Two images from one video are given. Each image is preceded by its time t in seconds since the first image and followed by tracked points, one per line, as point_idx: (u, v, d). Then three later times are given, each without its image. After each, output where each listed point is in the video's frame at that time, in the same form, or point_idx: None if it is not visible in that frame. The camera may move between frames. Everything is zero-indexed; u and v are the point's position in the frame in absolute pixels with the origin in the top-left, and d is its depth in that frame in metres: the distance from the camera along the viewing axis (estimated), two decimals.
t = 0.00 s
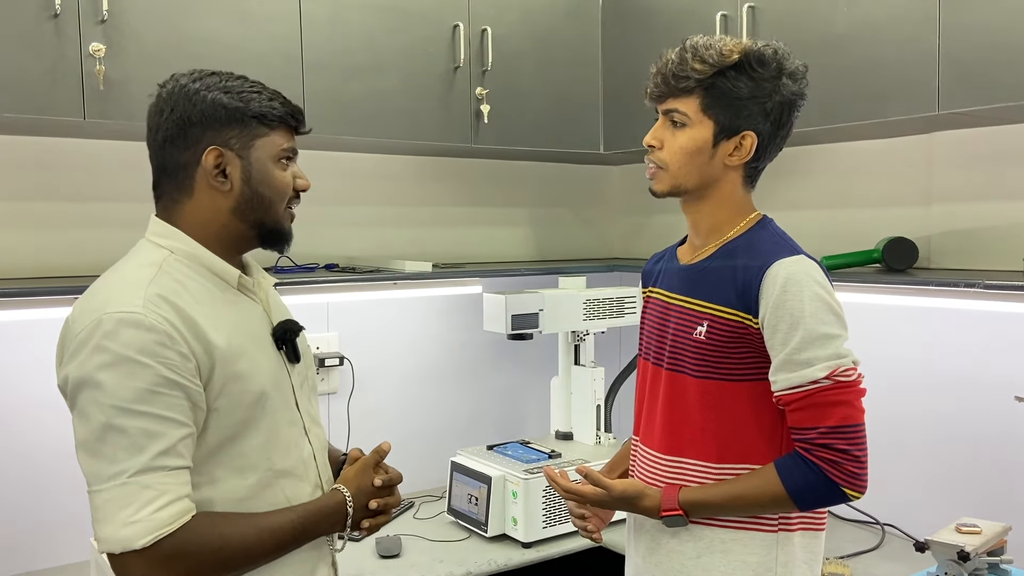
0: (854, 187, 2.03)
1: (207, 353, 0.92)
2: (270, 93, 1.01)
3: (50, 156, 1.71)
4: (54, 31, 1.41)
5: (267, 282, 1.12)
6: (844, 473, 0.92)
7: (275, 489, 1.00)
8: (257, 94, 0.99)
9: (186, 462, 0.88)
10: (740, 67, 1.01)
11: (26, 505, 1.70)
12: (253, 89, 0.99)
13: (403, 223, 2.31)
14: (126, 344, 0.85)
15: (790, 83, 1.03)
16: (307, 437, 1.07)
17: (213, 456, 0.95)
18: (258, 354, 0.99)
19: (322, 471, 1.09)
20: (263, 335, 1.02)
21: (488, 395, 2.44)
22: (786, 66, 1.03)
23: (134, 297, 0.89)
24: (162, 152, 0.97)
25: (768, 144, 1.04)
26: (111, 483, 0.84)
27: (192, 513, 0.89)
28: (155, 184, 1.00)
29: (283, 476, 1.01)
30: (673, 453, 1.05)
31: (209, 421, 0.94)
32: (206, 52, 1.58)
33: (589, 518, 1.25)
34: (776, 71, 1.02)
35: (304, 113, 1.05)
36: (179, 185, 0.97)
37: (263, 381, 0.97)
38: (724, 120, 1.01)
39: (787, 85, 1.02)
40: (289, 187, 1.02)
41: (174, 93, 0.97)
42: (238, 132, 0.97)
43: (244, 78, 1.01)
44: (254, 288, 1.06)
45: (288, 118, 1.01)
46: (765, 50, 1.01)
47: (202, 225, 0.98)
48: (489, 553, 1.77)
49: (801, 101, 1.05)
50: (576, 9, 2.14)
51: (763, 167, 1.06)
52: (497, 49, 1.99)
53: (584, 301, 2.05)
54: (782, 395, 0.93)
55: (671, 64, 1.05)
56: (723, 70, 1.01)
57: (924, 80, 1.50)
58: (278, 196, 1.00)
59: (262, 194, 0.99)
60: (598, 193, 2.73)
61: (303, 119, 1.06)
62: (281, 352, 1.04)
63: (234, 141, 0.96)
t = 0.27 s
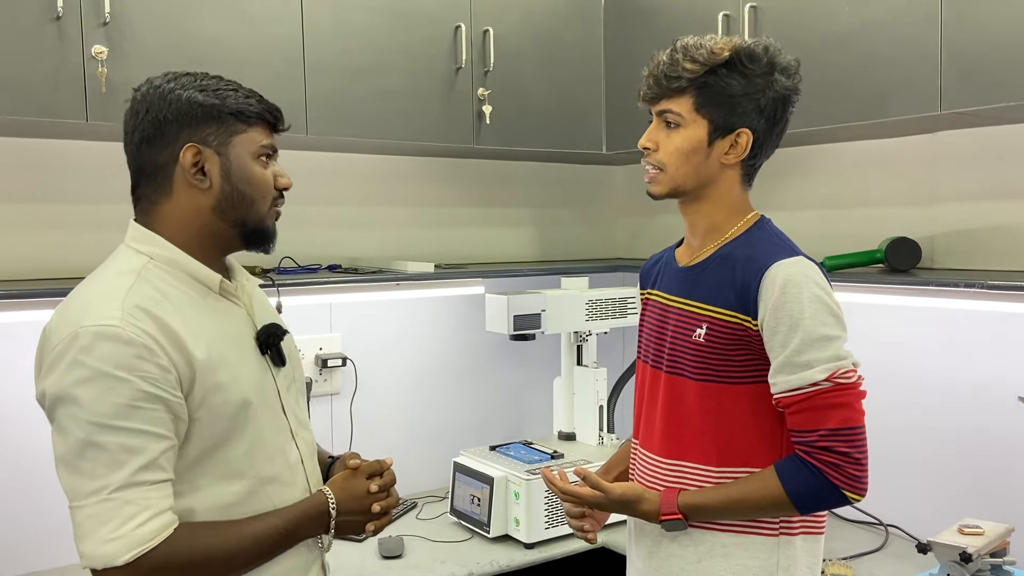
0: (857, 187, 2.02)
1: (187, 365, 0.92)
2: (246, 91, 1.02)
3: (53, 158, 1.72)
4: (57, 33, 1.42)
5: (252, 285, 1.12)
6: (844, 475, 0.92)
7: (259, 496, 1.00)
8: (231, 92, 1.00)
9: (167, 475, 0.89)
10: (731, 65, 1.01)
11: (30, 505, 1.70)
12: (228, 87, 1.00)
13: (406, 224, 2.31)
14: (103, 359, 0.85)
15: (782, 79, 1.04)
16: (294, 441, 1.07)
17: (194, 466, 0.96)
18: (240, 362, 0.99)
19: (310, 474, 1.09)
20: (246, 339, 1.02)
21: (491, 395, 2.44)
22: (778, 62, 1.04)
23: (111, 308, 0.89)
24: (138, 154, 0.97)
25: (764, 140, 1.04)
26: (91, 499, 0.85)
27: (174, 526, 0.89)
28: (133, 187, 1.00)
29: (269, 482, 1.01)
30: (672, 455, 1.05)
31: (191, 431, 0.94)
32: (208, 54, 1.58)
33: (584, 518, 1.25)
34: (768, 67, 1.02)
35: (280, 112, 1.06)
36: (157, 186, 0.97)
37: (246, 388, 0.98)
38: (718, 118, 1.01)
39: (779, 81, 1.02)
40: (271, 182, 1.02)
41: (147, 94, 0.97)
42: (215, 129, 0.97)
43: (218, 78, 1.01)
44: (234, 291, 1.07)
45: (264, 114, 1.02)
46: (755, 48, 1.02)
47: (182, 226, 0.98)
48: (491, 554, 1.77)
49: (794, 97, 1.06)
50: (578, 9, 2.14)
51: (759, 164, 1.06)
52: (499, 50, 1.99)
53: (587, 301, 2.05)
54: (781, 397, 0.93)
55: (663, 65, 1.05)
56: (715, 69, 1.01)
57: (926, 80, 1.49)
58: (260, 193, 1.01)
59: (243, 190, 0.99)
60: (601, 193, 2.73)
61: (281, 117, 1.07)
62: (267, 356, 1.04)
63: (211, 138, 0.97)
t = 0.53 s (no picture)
0: (860, 186, 2.02)
1: (169, 369, 0.93)
2: (210, 86, 1.00)
3: (54, 159, 1.72)
4: (58, 34, 1.42)
5: (235, 286, 1.13)
6: (845, 473, 0.91)
7: (239, 501, 1.01)
8: (196, 89, 0.98)
9: (142, 480, 0.89)
10: (728, 64, 1.02)
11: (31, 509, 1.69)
12: (191, 84, 0.98)
13: (408, 224, 2.31)
14: (82, 362, 0.86)
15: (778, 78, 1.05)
16: (278, 444, 1.08)
17: (176, 469, 0.96)
18: (224, 365, 0.99)
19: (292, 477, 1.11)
20: (230, 341, 1.03)
21: (494, 395, 2.44)
22: (773, 60, 1.04)
23: (93, 311, 0.89)
24: (107, 160, 0.97)
25: (760, 139, 1.05)
26: (65, 501, 0.85)
27: (148, 531, 0.90)
28: (106, 191, 1.00)
29: (252, 485, 1.02)
30: (671, 455, 1.05)
31: (173, 433, 0.95)
32: (208, 54, 1.58)
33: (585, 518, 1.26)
34: (764, 66, 1.03)
35: (248, 102, 1.04)
36: (129, 194, 0.97)
37: (229, 391, 0.98)
38: (716, 116, 1.01)
39: (775, 79, 1.03)
40: (242, 180, 1.02)
41: (110, 99, 0.96)
42: (181, 131, 0.97)
43: (181, 73, 1.00)
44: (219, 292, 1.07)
45: (232, 108, 1.01)
46: (751, 46, 1.02)
47: (156, 233, 0.99)
48: (494, 553, 1.77)
49: (789, 95, 1.06)
50: (581, 8, 2.14)
51: (755, 163, 1.07)
52: (501, 49, 1.99)
53: (589, 301, 2.04)
54: (780, 396, 0.93)
55: (658, 65, 1.05)
56: (712, 67, 1.01)
57: (928, 78, 1.49)
58: (233, 193, 1.01)
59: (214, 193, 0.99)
60: (604, 193, 2.73)
61: (250, 106, 1.05)
62: (252, 357, 1.06)
63: (178, 143, 0.96)
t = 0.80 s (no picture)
0: (862, 185, 2.01)
1: (180, 371, 0.94)
2: (202, 94, 0.99)
3: (58, 161, 1.73)
4: (61, 37, 1.43)
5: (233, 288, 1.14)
6: (846, 472, 0.91)
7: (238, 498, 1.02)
8: (187, 99, 0.97)
9: (154, 481, 0.90)
10: (719, 65, 1.02)
11: (36, 509, 1.70)
12: (181, 93, 0.97)
13: (411, 224, 2.32)
14: (100, 365, 0.86)
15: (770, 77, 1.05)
16: (268, 444, 1.09)
17: (183, 469, 0.97)
18: (230, 367, 1.01)
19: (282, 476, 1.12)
20: (231, 342, 1.04)
21: (496, 395, 2.44)
22: (765, 60, 1.05)
23: (108, 314, 0.90)
24: (101, 168, 0.99)
25: (753, 138, 1.05)
26: (78, 502, 0.85)
27: (157, 531, 0.91)
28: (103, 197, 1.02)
29: (250, 484, 1.03)
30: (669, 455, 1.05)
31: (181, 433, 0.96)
32: (210, 57, 1.59)
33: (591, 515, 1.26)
34: (756, 66, 1.03)
35: (242, 108, 1.03)
36: (122, 202, 0.99)
37: (235, 394, 1.00)
38: (707, 118, 1.02)
39: (767, 79, 1.03)
40: (233, 190, 1.01)
41: (102, 109, 0.97)
42: (170, 142, 0.96)
43: (174, 79, 0.99)
44: (217, 295, 1.08)
45: (224, 116, 1.00)
46: (743, 46, 1.03)
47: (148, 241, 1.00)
48: (496, 554, 1.77)
49: (782, 94, 1.07)
50: (582, 8, 2.14)
51: (748, 162, 1.07)
52: (503, 50, 1.99)
53: (591, 302, 2.05)
54: (780, 395, 0.93)
55: (650, 67, 1.06)
56: (703, 68, 1.02)
57: (931, 77, 1.48)
58: (223, 202, 1.00)
59: (204, 203, 0.99)
60: (607, 193, 2.72)
61: (245, 112, 1.04)
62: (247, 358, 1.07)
63: (166, 154, 0.96)
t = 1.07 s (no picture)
0: (866, 183, 2.01)
1: (178, 366, 0.95)
2: (194, 90, 1.00)
3: (62, 162, 1.74)
4: (62, 39, 1.44)
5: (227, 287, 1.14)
6: (844, 469, 0.91)
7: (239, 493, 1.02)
8: (180, 96, 0.98)
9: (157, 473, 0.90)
10: (717, 62, 1.02)
11: (42, 510, 1.71)
12: (174, 90, 0.98)
13: (414, 224, 2.32)
14: (100, 358, 0.87)
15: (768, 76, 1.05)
16: (265, 440, 1.10)
17: (183, 464, 0.97)
18: (227, 363, 1.02)
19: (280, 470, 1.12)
20: (228, 339, 1.05)
21: (500, 395, 2.44)
22: (762, 59, 1.05)
23: (107, 310, 0.91)
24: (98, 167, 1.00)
25: (750, 136, 1.05)
26: (83, 495, 0.86)
27: (162, 522, 0.91)
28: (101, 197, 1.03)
29: (249, 478, 1.04)
30: (667, 453, 1.05)
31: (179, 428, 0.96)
32: (211, 57, 1.59)
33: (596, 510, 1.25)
34: (753, 64, 1.04)
35: (234, 105, 1.04)
36: (119, 200, 1.00)
37: (232, 390, 1.00)
38: (705, 114, 1.02)
39: (765, 77, 1.04)
40: (227, 185, 1.02)
41: (97, 107, 0.98)
42: (163, 138, 0.97)
43: (168, 77, 1.00)
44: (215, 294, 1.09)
45: (217, 113, 1.01)
46: (741, 45, 1.03)
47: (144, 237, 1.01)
48: (499, 553, 1.77)
49: (779, 94, 1.07)
50: (584, 7, 2.13)
51: (746, 161, 1.07)
52: (504, 49, 1.99)
53: (594, 301, 2.05)
54: (777, 392, 0.93)
55: (648, 63, 1.06)
56: (701, 65, 1.02)
57: (933, 74, 1.47)
58: (216, 197, 1.01)
59: (198, 198, 1.00)
60: (611, 192, 2.72)
61: (239, 109, 1.05)
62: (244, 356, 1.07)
63: (160, 150, 0.97)
